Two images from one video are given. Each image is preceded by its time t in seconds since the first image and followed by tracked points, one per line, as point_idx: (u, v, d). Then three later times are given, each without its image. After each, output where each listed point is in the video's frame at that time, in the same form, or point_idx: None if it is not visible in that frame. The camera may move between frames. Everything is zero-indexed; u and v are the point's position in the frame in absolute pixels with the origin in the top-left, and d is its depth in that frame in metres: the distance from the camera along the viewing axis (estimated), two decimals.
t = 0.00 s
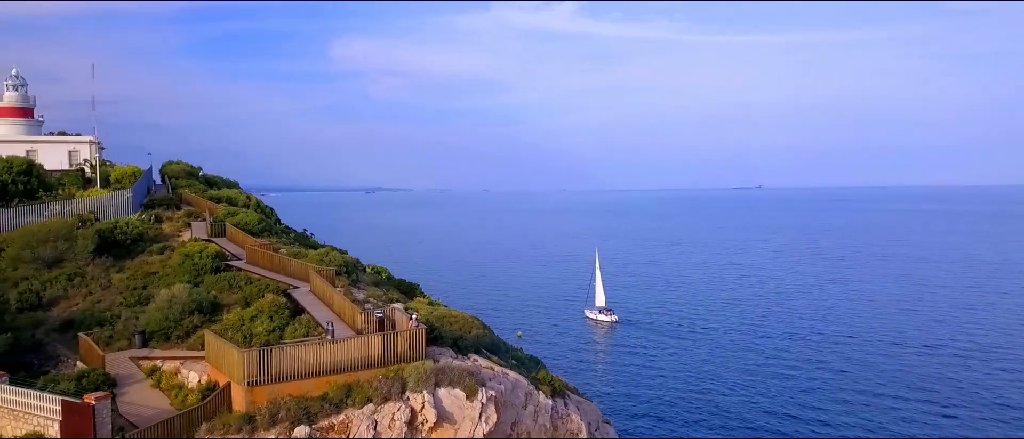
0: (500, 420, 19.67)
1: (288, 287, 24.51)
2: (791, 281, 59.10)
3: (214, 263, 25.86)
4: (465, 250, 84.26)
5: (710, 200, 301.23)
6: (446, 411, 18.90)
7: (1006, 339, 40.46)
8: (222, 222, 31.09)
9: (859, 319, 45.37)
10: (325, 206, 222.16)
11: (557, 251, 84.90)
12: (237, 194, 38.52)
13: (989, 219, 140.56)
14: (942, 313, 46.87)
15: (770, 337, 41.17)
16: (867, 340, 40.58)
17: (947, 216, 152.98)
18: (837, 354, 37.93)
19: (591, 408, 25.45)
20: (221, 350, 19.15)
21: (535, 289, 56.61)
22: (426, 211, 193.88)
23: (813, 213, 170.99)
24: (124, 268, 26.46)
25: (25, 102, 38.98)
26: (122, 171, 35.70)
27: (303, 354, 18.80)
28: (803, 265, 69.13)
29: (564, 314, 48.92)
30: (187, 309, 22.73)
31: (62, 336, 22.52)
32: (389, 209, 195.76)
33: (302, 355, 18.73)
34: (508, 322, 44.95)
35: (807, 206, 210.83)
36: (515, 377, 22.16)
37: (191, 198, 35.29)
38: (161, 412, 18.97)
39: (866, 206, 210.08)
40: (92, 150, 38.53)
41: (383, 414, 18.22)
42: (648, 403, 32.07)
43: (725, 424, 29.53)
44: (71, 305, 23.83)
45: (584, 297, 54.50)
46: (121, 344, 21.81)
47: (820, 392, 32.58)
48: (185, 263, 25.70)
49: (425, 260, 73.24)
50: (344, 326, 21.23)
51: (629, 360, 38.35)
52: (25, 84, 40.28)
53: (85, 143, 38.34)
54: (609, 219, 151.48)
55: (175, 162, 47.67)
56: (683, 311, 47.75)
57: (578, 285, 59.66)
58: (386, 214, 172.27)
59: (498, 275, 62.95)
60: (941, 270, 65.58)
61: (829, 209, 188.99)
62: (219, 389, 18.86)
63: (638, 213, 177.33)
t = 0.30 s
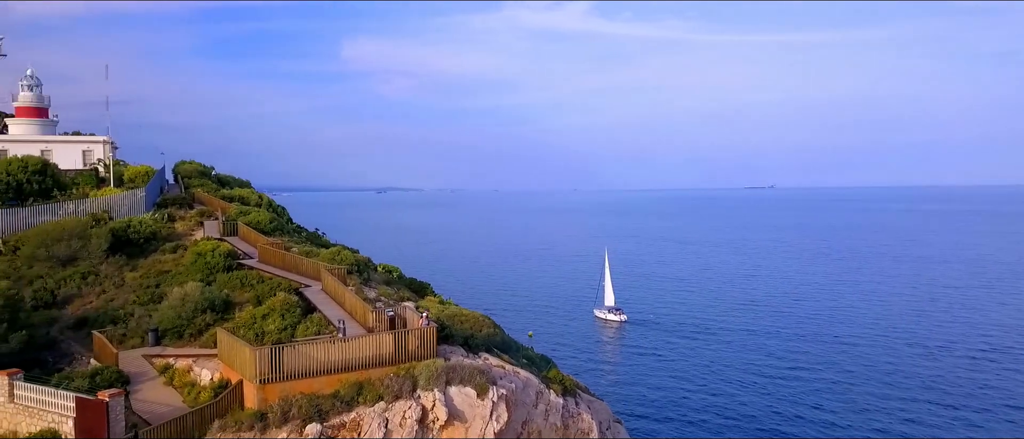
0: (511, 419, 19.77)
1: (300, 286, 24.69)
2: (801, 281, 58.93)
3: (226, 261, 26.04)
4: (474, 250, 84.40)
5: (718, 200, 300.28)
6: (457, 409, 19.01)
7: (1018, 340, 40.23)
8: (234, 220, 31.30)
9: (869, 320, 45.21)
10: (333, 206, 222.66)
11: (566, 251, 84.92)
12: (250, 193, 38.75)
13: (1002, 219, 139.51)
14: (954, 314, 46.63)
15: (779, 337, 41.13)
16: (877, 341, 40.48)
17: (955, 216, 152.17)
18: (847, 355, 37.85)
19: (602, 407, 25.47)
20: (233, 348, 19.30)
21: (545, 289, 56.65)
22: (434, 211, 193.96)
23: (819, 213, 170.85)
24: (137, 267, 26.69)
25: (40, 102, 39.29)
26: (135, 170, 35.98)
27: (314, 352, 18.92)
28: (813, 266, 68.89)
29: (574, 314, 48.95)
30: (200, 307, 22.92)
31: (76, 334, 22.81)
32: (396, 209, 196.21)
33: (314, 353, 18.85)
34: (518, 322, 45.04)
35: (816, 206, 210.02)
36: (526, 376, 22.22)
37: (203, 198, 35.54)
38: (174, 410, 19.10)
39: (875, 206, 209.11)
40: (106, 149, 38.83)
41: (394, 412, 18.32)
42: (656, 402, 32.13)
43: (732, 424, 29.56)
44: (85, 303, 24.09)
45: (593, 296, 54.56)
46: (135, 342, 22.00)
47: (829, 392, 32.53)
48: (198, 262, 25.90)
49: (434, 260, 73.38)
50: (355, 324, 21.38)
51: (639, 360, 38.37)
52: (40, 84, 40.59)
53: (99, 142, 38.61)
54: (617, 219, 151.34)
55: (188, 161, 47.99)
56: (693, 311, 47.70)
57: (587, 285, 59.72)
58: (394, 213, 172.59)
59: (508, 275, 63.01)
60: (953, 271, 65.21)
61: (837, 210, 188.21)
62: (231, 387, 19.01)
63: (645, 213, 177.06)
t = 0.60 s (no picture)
0: (522, 418, 19.86)
1: (312, 284, 24.84)
2: (812, 282, 58.69)
3: (239, 260, 26.22)
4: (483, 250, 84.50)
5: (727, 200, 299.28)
6: (468, 408, 19.11)
7: None
8: (246, 220, 31.52)
9: (880, 321, 45.02)
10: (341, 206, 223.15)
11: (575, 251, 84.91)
12: (261, 192, 38.97)
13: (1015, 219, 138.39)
14: (967, 316, 46.37)
15: (789, 338, 41.04)
16: (888, 342, 40.33)
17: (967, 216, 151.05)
18: (857, 356, 37.73)
19: (613, 406, 25.50)
20: (246, 346, 19.43)
21: (555, 289, 56.69)
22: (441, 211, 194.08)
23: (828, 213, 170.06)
24: (150, 265, 26.90)
25: (55, 102, 39.66)
26: (149, 170, 36.25)
27: (326, 350, 19.03)
28: (825, 266, 68.62)
29: (583, 314, 48.99)
30: (212, 305, 23.09)
31: (90, 332, 23.06)
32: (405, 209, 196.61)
33: (326, 351, 18.97)
34: (527, 321, 45.13)
35: (826, 206, 209.11)
36: (537, 374, 22.29)
37: (215, 197, 35.76)
38: (186, 407, 19.24)
39: (885, 207, 208.05)
40: (119, 149, 39.13)
41: (405, 411, 18.44)
42: (665, 402, 32.18)
43: (741, 425, 29.58)
44: (99, 301, 24.33)
45: (604, 296, 54.57)
46: (148, 340, 22.20)
47: (838, 393, 32.46)
48: (210, 261, 26.09)
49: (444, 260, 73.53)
50: (367, 323, 21.51)
51: (648, 360, 38.38)
52: (54, 84, 40.94)
53: (113, 142, 38.94)
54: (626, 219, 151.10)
55: (201, 161, 48.29)
56: (703, 312, 47.62)
57: (597, 284, 59.73)
58: (403, 213, 172.85)
59: (518, 275, 63.08)
60: (966, 272, 64.75)
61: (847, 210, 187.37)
62: (244, 385, 19.15)
63: (653, 213, 176.70)
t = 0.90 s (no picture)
0: (534, 417, 19.93)
1: (324, 283, 24.97)
2: (823, 282, 58.51)
3: (251, 259, 26.38)
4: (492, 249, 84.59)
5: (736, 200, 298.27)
6: (480, 407, 19.21)
7: None
8: (259, 219, 31.72)
9: (891, 322, 44.85)
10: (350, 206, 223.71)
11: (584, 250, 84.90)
12: (273, 192, 39.17)
13: None
14: (979, 317, 46.12)
15: (800, 339, 40.96)
16: (899, 343, 40.14)
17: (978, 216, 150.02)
18: (867, 357, 37.62)
19: (624, 406, 25.53)
20: (258, 344, 19.57)
21: (564, 289, 56.72)
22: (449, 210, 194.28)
23: (837, 212, 169.36)
24: (164, 264, 27.12)
25: (69, 102, 39.96)
26: (162, 169, 36.51)
27: (338, 349, 19.15)
28: (835, 266, 68.37)
29: (593, 314, 49.01)
30: (225, 304, 23.26)
31: (104, 330, 23.29)
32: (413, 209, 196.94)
33: (338, 350, 19.09)
34: (537, 321, 45.21)
35: (835, 206, 208.18)
36: (549, 374, 22.34)
37: (228, 197, 35.98)
38: (199, 405, 19.40)
39: (895, 207, 206.92)
40: (133, 149, 39.39)
41: (417, 409, 18.56)
42: (675, 402, 32.21)
43: (749, 426, 29.58)
44: (113, 299, 24.56)
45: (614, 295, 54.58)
46: (161, 338, 22.39)
47: (847, 394, 32.40)
48: (223, 260, 26.27)
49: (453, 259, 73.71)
50: (379, 322, 21.67)
51: (657, 360, 38.41)
52: (69, 84, 41.27)
53: (127, 142, 39.20)
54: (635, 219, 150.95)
55: (213, 160, 48.57)
56: (713, 312, 47.56)
57: (606, 284, 59.71)
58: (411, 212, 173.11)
59: (527, 275, 63.14)
60: (978, 273, 64.34)
61: (856, 210, 186.49)
62: (256, 383, 19.28)
63: (661, 213, 176.43)
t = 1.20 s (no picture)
0: (546, 416, 19.99)
1: (337, 282, 25.12)
2: (834, 283, 58.28)
3: (265, 258, 26.54)
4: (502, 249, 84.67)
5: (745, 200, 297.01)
6: (492, 405, 19.27)
7: None
8: (272, 218, 31.93)
9: (904, 323, 44.60)
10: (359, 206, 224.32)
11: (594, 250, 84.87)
12: (286, 191, 39.44)
13: None
14: (993, 318, 45.79)
15: (812, 339, 40.80)
16: (912, 344, 39.91)
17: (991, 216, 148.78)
18: (879, 358, 37.43)
19: (636, 405, 25.53)
20: (272, 342, 19.69)
21: (575, 289, 56.75)
22: (458, 210, 194.46)
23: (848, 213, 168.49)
24: (178, 263, 27.35)
25: (85, 103, 40.30)
26: (177, 169, 36.78)
27: (351, 347, 19.25)
28: (847, 267, 68.05)
29: (603, 314, 49.01)
30: (239, 303, 23.42)
31: (119, 328, 23.51)
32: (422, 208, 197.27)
33: (351, 348, 19.19)
34: (548, 321, 45.25)
35: (845, 206, 207.04)
36: (561, 373, 22.37)
37: (241, 196, 36.22)
38: (213, 403, 19.54)
39: (906, 207, 205.56)
40: (148, 148, 39.67)
41: (430, 407, 18.64)
42: (686, 403, 32.19)
43: (760, 426, 29.50)
44: (128, 298, 24.78)
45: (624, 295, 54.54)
46: (175, 337, 22.55)
47: (859, 395, 32.27)
48: (237, 259, 26.46)
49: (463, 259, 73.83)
50: (391, 320, 21.79)
51: (668, 360, 38.40)
52: (85, 84, 41.63)
53: (141, 142, 39.44)
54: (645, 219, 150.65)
55: (226, 160, 48.89)
56: (724, 312, 47.46)
57: (616, 284, 59.67)
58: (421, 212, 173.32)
59: (538, 275, 63.20)
60: (992, 274, 63.87)
61: (867, 210, 185.43)
62: (270, 381, 19.40)
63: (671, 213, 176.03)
